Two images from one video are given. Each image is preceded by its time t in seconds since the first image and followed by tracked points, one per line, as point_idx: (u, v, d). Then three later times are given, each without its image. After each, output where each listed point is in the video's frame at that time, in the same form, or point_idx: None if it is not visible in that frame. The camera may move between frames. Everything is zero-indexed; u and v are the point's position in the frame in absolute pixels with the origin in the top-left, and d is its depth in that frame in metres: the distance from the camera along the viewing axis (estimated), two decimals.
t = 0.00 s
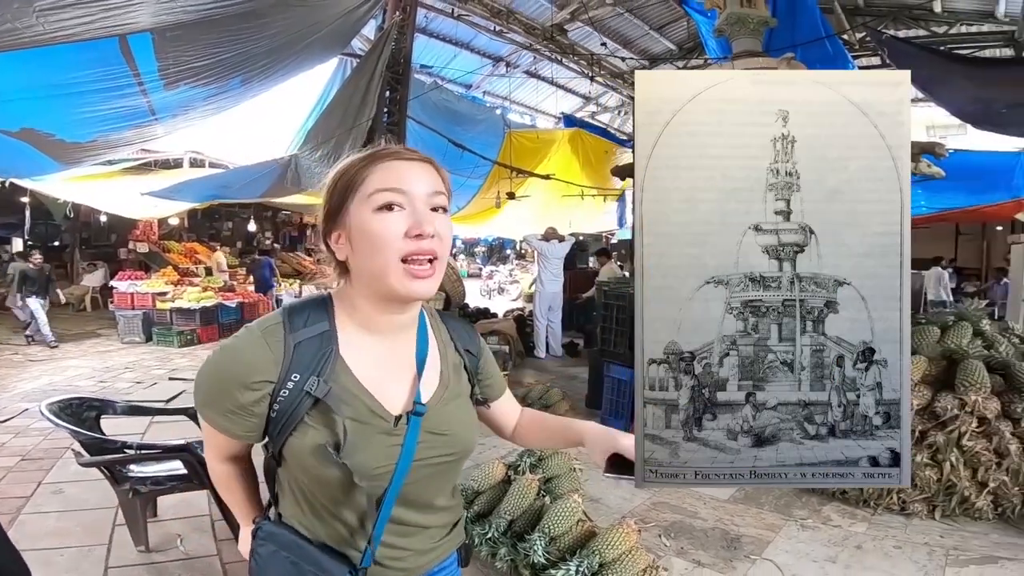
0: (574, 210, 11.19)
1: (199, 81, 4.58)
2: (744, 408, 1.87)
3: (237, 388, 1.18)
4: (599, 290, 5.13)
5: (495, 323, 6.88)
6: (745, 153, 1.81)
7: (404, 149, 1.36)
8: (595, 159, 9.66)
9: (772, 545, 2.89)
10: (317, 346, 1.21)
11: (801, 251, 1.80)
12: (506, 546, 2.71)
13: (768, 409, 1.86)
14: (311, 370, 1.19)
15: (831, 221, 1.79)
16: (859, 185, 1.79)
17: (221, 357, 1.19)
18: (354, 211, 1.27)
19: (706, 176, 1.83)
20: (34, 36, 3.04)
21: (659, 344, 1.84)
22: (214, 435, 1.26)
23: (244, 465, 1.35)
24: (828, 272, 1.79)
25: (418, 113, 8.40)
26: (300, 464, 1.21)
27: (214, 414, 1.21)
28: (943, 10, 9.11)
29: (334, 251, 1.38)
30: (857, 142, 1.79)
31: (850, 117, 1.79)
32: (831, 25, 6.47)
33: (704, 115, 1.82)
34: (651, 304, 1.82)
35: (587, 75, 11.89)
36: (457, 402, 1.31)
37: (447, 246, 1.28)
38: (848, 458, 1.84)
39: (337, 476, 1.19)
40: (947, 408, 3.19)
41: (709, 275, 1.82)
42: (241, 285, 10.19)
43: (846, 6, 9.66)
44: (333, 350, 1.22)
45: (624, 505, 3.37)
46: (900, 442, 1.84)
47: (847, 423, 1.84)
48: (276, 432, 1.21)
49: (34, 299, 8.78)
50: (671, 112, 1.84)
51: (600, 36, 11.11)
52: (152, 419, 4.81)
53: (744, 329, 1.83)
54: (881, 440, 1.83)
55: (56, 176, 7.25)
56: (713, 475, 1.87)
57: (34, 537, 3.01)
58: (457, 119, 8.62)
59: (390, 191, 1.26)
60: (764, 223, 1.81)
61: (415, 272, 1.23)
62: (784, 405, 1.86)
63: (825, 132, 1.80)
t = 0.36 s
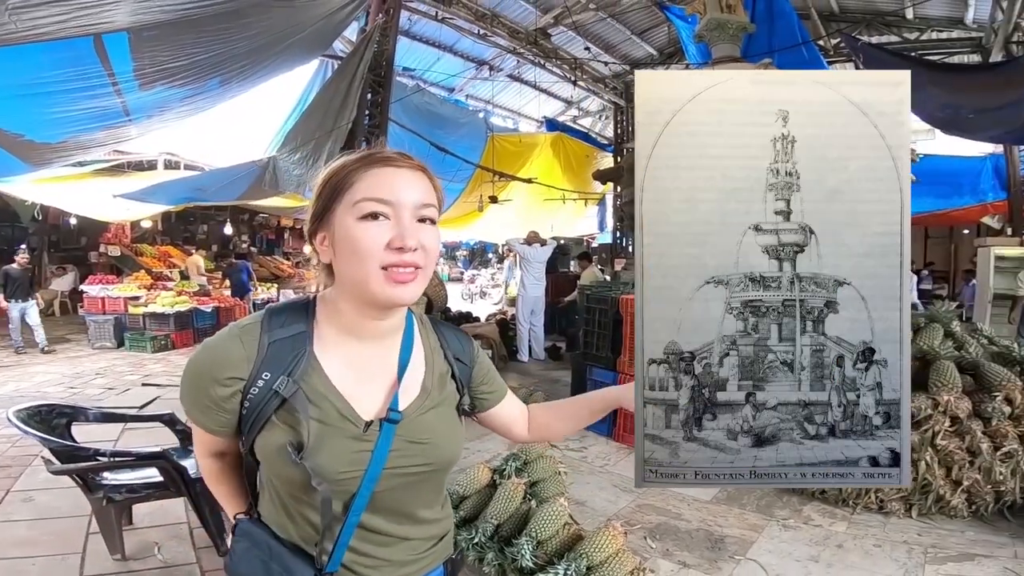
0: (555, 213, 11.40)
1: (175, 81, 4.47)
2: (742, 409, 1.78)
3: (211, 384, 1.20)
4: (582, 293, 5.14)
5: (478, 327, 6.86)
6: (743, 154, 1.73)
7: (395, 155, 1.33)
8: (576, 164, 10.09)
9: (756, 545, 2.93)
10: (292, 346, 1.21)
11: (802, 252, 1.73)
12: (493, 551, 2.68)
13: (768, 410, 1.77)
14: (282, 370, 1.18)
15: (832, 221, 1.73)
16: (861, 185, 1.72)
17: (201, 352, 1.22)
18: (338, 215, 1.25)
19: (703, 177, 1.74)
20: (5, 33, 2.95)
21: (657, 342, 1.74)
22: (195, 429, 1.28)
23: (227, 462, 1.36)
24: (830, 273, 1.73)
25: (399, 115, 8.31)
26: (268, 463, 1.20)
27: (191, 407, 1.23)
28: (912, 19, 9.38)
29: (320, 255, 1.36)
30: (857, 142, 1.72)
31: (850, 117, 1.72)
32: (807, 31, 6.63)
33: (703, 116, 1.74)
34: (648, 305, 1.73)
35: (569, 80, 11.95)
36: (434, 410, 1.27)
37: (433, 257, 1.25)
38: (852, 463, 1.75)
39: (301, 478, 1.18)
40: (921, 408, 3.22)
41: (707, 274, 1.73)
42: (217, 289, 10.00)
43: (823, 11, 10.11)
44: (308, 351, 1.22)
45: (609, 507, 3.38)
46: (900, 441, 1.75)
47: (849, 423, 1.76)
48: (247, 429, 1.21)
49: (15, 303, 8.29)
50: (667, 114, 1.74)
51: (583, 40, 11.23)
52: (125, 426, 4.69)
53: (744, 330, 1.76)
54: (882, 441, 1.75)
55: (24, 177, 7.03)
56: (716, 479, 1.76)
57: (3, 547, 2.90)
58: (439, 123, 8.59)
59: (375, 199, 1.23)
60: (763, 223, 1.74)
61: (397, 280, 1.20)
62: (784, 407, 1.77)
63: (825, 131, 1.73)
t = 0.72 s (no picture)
0: (540, 214, 11.42)
1: (153, 81, 4.35)
2: (744, 408, 2.20)
3: (191, 384, 1.10)
4: (567, 294, 5.14)
5: (463, 328, 6.83)
6: (744, 154, 2.10)
7: (377, 151, 1.32)
8: (562, 165, 10.11)
9: (742, 545, 2.95)
10: (281, 342, 1.18)
11: (801, 251, 2.12)
12: (481, 553, 2.66)
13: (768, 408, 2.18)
14: (272, 365, 1.15)
15: (832, 221, 2.11)
16: (858, 185, 2.10)
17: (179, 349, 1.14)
18: (321, 212, 1.24)
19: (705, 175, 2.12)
20: None
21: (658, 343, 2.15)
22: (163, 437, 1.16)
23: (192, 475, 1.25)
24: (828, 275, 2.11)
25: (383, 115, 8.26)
26: (257, 462, 1.16)
27: (162, 415, 1.10)
28: (891, 23, 9.56)
29: (302, 250, 1.34)
30: (856, 143, 2.10)
31: (850, 117, 2.09)
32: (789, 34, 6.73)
33: (703, 115, 2.11)
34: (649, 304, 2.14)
35: (555, 81, 11.96)
36: (429, 400, 1.28)
37: (415, 256, 1.24)
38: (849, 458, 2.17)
39: (295, 474, 1.14)
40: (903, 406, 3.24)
41: (708, 275, 2.13)
42: (197, 291, 9.83)
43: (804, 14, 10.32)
44: (299, 346, 1.19)
45: (596, 508, 3.38)
46: (899, 442, 2.17)
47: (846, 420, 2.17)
48: (233, 430, 1.15)
49: (5, 305, 7.92)
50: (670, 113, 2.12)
51: (570, 42, 11.30)
52: (101, 430, 4.59)
53: (744, 329, 2.16)
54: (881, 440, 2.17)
55: None
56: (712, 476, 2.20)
57: None
58: (424, 123, 8.56)
59: (357, 198, 1.22)
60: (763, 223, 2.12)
61: (379, 280, 1.19)
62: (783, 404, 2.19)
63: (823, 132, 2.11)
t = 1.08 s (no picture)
0: (532, 213, 11.43)
1: (142, 79, 4.28)
2: (744, 408, 2.62)
3: (197, 377, 1.10)
4: (560, 292, 5.14)
5: (457, 328, 6.82)
6: (744, 154, 2.51)
7: (371, 149, 1.31)
8: (554, 164, 10.18)
9: (736, 542, 2.97)
10: (280, 336, 1.18)
11: (801, 251, 2.52)
12: (478, 553, 2.66)
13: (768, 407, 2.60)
14: (272, 357, 1.16)
15: (833, 221, 2.51)
16: (858, 185, 2.49)
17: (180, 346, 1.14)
18: (314, 210, 1.24)
19: (707, 175, 2.53)
20: None
21: (660, 344, 2.60)
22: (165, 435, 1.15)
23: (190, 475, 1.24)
24: (827, 276, 2.52)
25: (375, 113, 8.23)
26: (255, 456, 1.15)
27: (167, 411, 1.09)
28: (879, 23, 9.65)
29: (299, 247, 1.35)
30: (856, 143, 2.48)
31: (849, 117, 2.48)
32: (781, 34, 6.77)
33: (702, 115, 2.51)
34: (652, 303, 2.57)
35: (547, 80, 11.97)
36: (425, 393, 1.28)
37: (408, 253, 1.24)
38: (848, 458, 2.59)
39: (291, 466, 1.13)
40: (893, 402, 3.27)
41: (709, 276, 2.55)
42: (186, 291, 9.74)
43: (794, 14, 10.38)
44: (297, 340, 1.20)
45: (591, 506, 3.39)
46: (898, 441, 2.58)
47: (845, 421, 2.58)
48: (234, 424, 1.15)
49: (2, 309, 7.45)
50: (671, 113, 2.53)
51: (562, 41, 11.33)
52: (91, 431, 4.53)
53: (744, 329, 2.58)
54: (881, 440, 2.58)
55: None
56: (713, 474, 2.64)
57: None
58: (417, 122, 8.55)
59: (348, 196, 1.22)
60: (763, 223, 2.53)
61: (369, 277, 1.19)
62: (783, 404, 2.61)
63: (824, 132, 2.50)
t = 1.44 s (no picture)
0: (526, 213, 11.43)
1: (134, 79, 4.25)
2: (744, 408, 2.65)
3: (201, 376, 1.13)
4: (556, 291, 5.15)
5: (452, 327, 6.82)
6: (745, 154, 2.53)
7: (369, 150, 1.31)
8: (548, 163, 10.24)
9: (732, 539, 2.99)
10: (280, 334, 1.20)
11: (800, 251, 2.55)
12: (475, 551, 2.67)
13: (768, 407, 2.63)
14: (269, 354, 1.17)
15: (832, 220, 2.54)
16: (858, 185, 2.52)
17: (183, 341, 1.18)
18: (310, 212, 1.26)
19: (707, 174, 2.55)
20: None
21: (660, 344, 2.62)
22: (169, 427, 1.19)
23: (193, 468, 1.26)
24: (827, 276, 2.55)
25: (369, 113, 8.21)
26: (251, 451, 1.17)
27: (177, 406, 1.14)
28: (871, 22, 9.72)
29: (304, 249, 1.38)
30: (855, 144, 2.51)
31: (848, 117, 2.50)
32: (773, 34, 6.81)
33: (704, 114, 2.52)
34: (652, 303, 2.59)
35: (542, 80, 11.97)
36: (424, 395, 1.28)
37: (399, 252, 1.23)
38: (848, 458, 2.62)
39: (284, 462, 1.15)
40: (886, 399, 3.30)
41: (709, 276, 2.58)
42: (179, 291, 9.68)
43: (787, 13, 10.43)
44: (295, 338, 1.22)
45: (588, 504, 3.40)
46: (898, 442, 2.61)
47: (845, 421, 2.61)
48: (232, 421, 1.17)
49: None
50: (670, 113, 2.54)
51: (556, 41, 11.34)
52: (84, 433, 4.50)
53: (744, 329, 2.61)
54: (881, 441, 2.61)
55: None
56: (712, 474, 2.66)
57: None
58: (411, 122, 8.54)
59: (338, 196, 1.22)
60: (763, 223, 2.55)
61: (360, 277, 1.19)
62: (783, 404, 2.64)
63: (823, 132, 2.52)
